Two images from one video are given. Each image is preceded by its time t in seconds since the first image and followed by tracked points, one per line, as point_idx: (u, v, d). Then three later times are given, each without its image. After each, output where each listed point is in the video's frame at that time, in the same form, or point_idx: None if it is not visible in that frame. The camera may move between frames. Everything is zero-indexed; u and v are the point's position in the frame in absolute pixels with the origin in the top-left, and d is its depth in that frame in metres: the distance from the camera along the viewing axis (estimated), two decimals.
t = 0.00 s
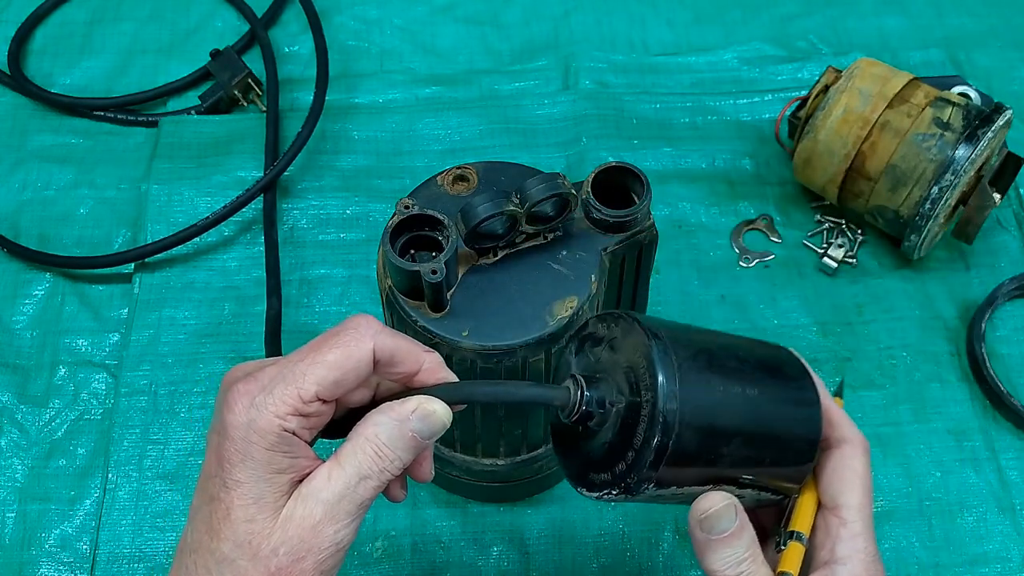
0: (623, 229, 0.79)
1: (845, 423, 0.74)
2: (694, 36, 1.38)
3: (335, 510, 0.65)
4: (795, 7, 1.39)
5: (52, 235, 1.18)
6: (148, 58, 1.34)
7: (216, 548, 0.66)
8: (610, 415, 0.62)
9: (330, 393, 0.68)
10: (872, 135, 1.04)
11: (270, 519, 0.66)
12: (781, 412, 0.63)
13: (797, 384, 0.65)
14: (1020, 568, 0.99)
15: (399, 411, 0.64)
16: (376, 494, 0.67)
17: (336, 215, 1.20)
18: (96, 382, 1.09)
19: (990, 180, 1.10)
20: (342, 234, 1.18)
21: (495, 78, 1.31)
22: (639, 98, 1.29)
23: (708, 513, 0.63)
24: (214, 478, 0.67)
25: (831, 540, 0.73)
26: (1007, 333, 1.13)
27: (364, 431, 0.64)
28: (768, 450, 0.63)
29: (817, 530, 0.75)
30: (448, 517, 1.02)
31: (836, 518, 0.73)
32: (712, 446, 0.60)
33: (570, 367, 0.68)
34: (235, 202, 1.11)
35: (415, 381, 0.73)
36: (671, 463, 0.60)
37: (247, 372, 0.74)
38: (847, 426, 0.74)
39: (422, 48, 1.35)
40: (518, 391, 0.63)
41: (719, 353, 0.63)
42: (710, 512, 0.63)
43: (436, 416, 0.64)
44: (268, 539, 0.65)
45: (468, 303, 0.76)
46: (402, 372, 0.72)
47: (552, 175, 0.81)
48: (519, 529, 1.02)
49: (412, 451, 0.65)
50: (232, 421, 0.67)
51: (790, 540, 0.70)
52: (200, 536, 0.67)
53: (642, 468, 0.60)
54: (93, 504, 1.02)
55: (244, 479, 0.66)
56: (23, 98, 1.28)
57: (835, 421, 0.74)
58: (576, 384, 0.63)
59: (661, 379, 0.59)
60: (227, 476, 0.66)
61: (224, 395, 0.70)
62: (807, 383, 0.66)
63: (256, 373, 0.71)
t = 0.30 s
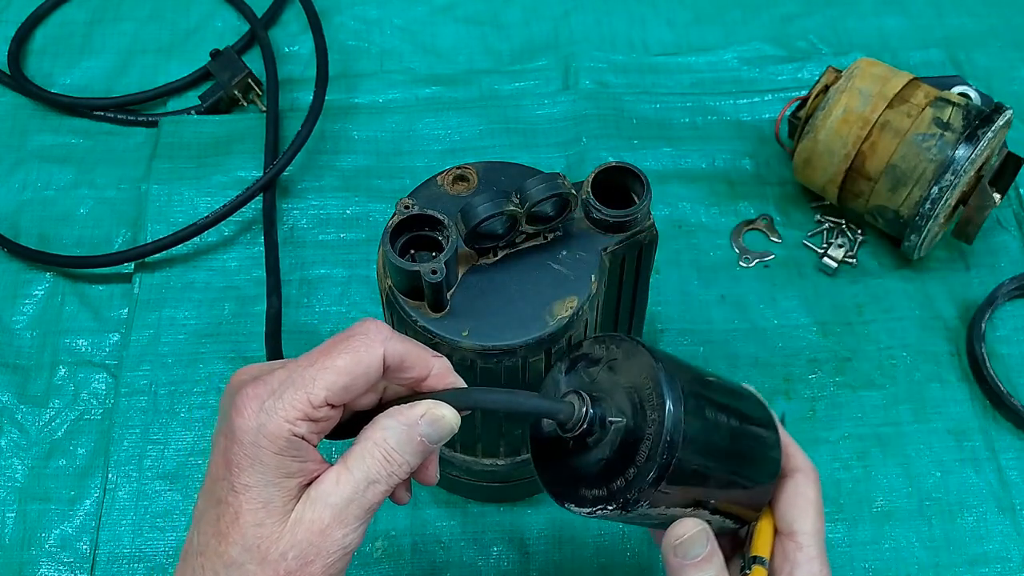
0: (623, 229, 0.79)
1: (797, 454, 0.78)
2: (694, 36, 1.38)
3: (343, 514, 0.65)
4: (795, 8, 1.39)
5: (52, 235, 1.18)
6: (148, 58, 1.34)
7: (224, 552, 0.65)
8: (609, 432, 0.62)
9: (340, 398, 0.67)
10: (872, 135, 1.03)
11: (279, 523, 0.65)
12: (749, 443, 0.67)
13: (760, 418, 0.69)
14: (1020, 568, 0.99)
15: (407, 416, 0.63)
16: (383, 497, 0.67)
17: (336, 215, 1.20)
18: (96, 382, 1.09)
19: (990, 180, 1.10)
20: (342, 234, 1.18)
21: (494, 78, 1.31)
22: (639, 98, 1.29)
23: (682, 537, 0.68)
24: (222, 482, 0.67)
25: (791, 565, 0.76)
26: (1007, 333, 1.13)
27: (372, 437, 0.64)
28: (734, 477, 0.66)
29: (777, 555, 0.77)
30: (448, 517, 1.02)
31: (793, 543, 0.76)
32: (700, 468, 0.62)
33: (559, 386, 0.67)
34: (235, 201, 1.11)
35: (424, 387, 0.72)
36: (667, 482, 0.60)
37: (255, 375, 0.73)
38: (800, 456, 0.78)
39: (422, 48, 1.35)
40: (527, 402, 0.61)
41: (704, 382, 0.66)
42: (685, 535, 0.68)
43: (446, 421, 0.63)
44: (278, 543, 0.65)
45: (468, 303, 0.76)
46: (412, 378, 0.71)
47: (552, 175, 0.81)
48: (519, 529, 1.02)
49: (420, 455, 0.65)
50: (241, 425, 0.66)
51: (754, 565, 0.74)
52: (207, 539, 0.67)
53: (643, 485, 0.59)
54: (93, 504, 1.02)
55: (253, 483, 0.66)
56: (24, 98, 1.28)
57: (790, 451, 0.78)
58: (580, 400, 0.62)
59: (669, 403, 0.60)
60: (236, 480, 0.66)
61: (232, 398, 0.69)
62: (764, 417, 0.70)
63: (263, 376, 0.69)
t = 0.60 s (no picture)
0: (623, 229, 0.79)
1: (772, 469, 0.80)
2: (694, 36, 1.38)
3: (349, 521, 0.65)
4: (795, 8, 1.39)
5: (52, 235, 1.18)
6: (148, 58, 1.34)
7: (229, 558, 0.65)
8: (607, 447, 0.62)
9: (347, 406, 0.67)
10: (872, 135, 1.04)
11: (285, 529, 0.65)
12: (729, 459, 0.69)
13: (738, 437, 0.71)
14: (1020, 568, 0.99)
15: (414, 424, 0.63)
16: (388, 504, 0.67)
17: (336, 215, 1.20)
18: (96, 382, 1.09)
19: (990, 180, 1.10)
20: (342, 234, 1.18)
21: (495, 78, 1.31)
22: (639, 98, 1.29)
23: (668, 549, 0.70)
24: (228, 488, 0.67)
25: None
26: (1007, 333, 1.13)
27: (378, 445, 0.64)
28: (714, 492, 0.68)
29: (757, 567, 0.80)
30: (448, 517, 1.02)
31: (772, 556, 0.78)
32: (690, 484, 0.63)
33: (551, 401, 0.67)
34: (236, 201, 1.11)
35: (431, 395, 0.72)
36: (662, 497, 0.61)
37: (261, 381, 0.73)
38: (776, 472, 0.80)
39: (422, 48, 1.35)
40: (529, 414, 0.60)
41: (691, 401, 0.67)
42: (670, 547, 0.70)
43: (452, 429, 0.63)
44: (284, 549, 0.65)
45: (468, 303, 0.76)
46: (420, 385, 0.71)
47: (552, 174, 0.81)
48: (520, 530, 1.02)
49: (426, 463, 0.65)
50: (248, 432, 0.66)
51: None
52: (213, 545, 0.66)
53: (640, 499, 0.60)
54: (93, 504, 1.02)
55: (260, 490, 0.65)
56: (23, 98, 1.28)
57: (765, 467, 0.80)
58: (580, 414, 0.62)
59: (668, 420, 0.60)
60: (242, 486, 0.66)
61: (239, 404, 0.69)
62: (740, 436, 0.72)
63: (270, 383, 0.69)
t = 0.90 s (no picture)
0: (623, 229, 0.79)
1: (778, 465, 0.80)
2: (694, 36, 1.38)
3: (347, 518, 0.65)
4: (796, 8, 1.39)
5: (52, 235, 1.18)
6: (148, 58, 1.34)
7: (228, 555, 0.65)
8: (608, 444, 0.61)
9: (346, 403, 0.67)
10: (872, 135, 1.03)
11: (283, 527, 0.65)
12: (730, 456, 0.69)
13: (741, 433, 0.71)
14: (1020, 568, 0.99)
15: (413, 421, 0.63)
16: (387, 502, 0.67)
17: (336, 215, 1.20)
18: (96, 382, 1.09)
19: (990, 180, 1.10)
20: (342, 234, 1.18)
21: (495, 78, 1.31)
22: (639, 98, 1.29)
23: (672, 546, 0.69)
24: (227, 485, 0.67)
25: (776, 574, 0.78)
26: (1007, 333, 1.13)
27: (376, 442, 0.64)
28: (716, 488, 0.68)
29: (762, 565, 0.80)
30: (448, 517, 1.02)
31: (777, 552, 0.78)
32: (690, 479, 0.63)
33: (552, 397, 0.66)
34: (236, 202, 1.11)
35: (430, 393, 0.71)
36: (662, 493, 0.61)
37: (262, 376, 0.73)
38: (782, 468, 0.80)
39: (422, 48, 1.35)
40: (530, 411, 0.59)
41: (693, 397, 0.67)
42: (674, 544, 0.69)
43: (451, 426, 0.63)
44: (282, 546, 0.65)
45: (468, 303, 0.76)
46: (418, 383, 0.71)
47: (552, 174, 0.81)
48: (519, 529, 1.02)
49: (425, 460, 0.65)
50: (247, 429, 0.66)
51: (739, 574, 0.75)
52: (211, 542, 0.67)
53: (640, 496, 0.60)
54: (93, 504, 1.02)
55: (258, 487, 0.65)
56: (24, 98, 1.28)
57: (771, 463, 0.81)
58: (580, 411, 0.61)
59: (669, 417, 0.60)
60: (241, 483, 0.66)
61: (238, 401, 0.69)
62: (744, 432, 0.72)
63: (269, 380, 0.69)
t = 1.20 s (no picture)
0: (623, 229, 0.79)
1: (780, 464, 0.81)
2: (694, 36, 1.38)
3: (349, 519, 0.65)
4: (795, 8, 1.39)
5: (52, 235, 1.18)
6: (148, 58, 1.34)
7: (230, 556, 0.65)
8: (610, 445, 0.61)
9: (347, 405, 0.67)
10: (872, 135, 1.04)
11: (285, 528, 0.65)
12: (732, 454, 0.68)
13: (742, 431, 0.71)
14: (1020, 568, 0.99)
15: (414, 422, 0.63)
16: (388, 503, 0.67)
17: (336, 215, 1.20)
18: (96, 382, 1.09)
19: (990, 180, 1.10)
20: (342, 234, 1.18)
21: (494, 78, 1.31)
22: (639, 98, 1.29)
23: (675, 544, 0.70)
24: (229, 486, 0.67)
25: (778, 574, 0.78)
26: (1007, 333, 1.13)
27: (378, 444, 0.64)
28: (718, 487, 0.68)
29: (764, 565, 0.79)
30: (448, 517, 1.02)
31: (779, 552, 0.78)
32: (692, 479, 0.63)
33: (554, 398, 0.66)
34: (236, 202, 1.11)
35: (431, 394, 0.71)
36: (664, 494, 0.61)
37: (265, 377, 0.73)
38: (784, 467, 0.80)
39: (422, 48, 1.35)
40: (530, 413, 0.59)
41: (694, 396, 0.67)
42: (676, 542, 0.70)
43: (452, 427, 0.63)
44: (284, 547, 0.65)
45: (468, 303, 0.76)
46: (419, 384, 0.71)
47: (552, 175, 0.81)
48: (519, 529, 1.02)
49: (426, 461, 0.65)
50: (248, 430, 0.66)
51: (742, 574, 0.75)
52: (213, 542, 0.67)
53: (642, 497, 0.60)
54: (93, 504, 1.02)
55: (261, 488, 0.65)
56: (23, 98, 1.28)
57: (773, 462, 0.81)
58: (581, 411, 0.62)
59: (671, 417, 0.60)
60: (243, 484, 0.66)
61: (240, 402, 0.69)
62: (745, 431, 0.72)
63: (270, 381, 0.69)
